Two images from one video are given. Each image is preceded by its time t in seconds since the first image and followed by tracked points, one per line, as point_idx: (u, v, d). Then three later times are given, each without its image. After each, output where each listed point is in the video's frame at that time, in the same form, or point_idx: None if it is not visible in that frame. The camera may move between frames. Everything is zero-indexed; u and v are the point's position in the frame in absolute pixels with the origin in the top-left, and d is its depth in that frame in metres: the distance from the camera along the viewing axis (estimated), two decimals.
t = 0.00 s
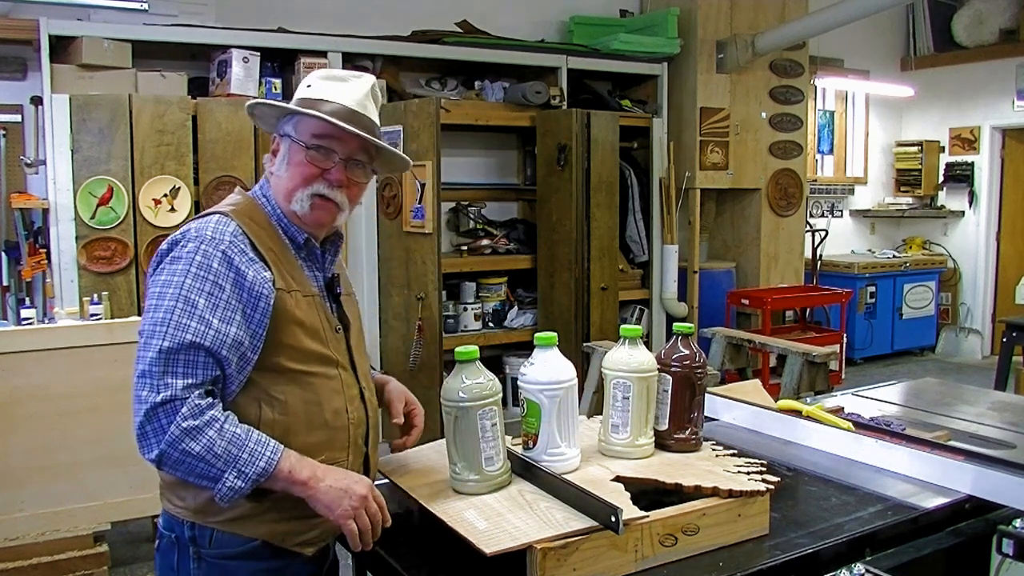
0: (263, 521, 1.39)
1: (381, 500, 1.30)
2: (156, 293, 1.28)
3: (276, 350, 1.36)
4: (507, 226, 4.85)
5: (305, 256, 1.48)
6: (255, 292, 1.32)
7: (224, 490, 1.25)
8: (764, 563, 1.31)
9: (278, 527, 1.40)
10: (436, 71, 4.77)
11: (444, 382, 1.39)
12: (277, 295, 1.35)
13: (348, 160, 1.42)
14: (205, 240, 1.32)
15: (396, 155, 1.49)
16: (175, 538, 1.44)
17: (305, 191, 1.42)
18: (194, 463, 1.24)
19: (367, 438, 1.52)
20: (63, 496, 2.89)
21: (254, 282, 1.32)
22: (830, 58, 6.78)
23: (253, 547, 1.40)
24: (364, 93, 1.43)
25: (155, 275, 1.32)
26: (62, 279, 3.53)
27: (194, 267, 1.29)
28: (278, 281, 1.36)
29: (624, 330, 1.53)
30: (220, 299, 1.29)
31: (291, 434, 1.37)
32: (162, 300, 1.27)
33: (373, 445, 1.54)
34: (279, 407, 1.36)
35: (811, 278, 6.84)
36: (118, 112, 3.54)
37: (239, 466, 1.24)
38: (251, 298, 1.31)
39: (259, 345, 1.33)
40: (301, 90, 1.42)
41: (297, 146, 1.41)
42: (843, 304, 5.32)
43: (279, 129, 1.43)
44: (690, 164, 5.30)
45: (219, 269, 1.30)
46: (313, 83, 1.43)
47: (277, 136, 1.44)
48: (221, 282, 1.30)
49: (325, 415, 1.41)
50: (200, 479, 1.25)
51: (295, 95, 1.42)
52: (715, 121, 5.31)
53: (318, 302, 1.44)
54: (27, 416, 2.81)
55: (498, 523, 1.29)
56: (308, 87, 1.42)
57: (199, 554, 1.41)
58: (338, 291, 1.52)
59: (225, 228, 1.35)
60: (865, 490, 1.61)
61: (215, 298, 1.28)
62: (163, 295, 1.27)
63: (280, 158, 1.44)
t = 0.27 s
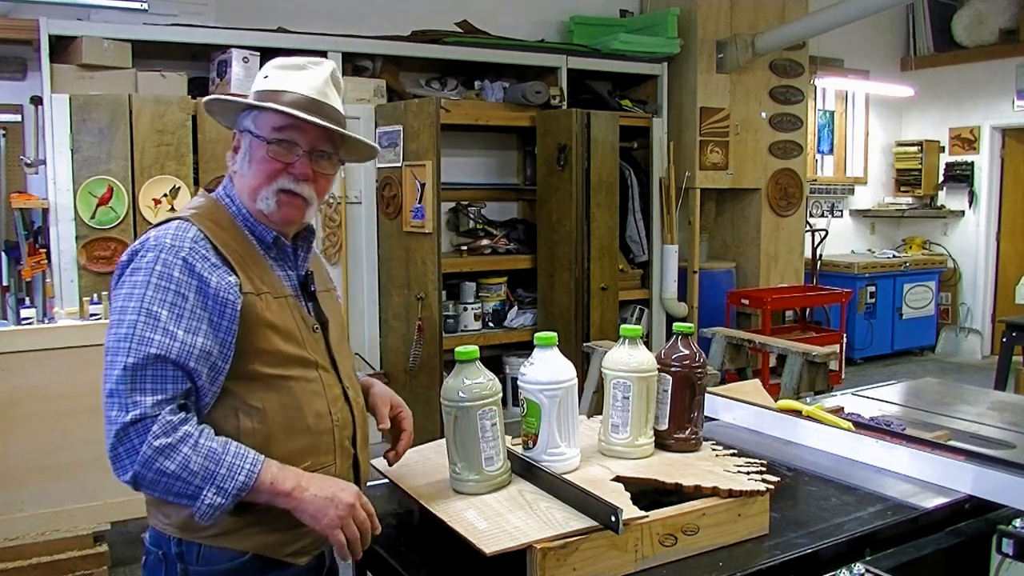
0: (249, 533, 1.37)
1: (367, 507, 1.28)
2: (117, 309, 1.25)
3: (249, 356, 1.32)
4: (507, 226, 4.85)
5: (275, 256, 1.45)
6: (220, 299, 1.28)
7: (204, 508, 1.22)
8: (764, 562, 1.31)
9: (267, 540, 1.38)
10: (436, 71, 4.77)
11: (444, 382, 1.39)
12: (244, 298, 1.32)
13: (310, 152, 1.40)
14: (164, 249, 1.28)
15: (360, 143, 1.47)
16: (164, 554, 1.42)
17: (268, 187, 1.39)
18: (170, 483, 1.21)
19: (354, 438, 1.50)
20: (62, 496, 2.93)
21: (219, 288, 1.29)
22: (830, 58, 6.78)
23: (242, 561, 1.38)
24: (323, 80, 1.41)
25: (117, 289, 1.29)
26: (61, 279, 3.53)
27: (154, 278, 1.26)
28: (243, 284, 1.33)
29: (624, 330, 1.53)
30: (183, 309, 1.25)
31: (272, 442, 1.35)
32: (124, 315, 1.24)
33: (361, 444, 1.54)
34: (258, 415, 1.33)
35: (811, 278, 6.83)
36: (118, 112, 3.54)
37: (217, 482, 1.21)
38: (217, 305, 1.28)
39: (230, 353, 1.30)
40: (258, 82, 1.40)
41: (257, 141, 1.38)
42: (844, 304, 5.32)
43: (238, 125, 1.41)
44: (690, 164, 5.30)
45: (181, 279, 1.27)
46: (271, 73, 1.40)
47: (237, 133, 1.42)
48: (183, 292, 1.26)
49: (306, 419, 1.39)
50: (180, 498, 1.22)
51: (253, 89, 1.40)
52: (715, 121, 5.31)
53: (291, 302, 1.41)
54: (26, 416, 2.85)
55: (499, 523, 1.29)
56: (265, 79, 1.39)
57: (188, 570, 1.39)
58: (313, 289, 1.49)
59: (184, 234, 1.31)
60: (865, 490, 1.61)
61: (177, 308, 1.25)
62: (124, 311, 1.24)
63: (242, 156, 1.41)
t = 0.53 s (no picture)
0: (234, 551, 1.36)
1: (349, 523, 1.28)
2: (81, 330, 1.23)
3: (226, 372, 1.31)
4: (507, 226, 4.85)
5: (248, 260, 1.44)
6: (191, 315, 1.25)
7: (177, 535, 1.20)
8: (764, 562, 1.31)
9: (252, 555, 1.37)
10: (436, 71, 4.77)
11: (443, 381, 1.39)
12: (217, 311, 1.30)
13: (279, 149, 1.40)
14: (130, 266, 1.25)
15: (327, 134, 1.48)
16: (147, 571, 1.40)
17: (239, 188, 1.39)
18: (141, 510, 1.20)
19: (337, 447, 1.51)
20: (61, 496, 2.94)
21: (189, 304, 1.26)
22: (830, 58, 6.78)
23: None
24: (288, 70, 1.41)
25: (83, 305, 1.26)
26: (62, 279, 3.53)
27: (119, 298, 1.23)
28: (215, 297, 1.30)
29: (624, 330, 1.53)
30: (150, 328, 1.23)
31: (254, 457, 1.33)
32: (89, 336, 1.21)
33: (345, 451, 1.53)
34: (238, 431, 1.32)
35: (811, 278, 6.83)
36: (118, 112, 3.54)
37: (191, 508, 1.20)
38: (187, 322, 1.25)
39: (203, 371, 1.27)
40: (221, 78, 1.39)
41: (226, 142, 1.38)
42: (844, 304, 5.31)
43: (203, 126, 1.40)
44: (690, 164, 5.29)
45: (148, 296, 1.24)
46: (232, 68, 1.39)
47: (202, 135, 1.41)
48: (150, 310, 1.23)
49: (289, 431, 1.38)
50: (152, 525, 1.21)
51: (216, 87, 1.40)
52: (715, 121, 5.31)
53: (267, 310, 1.39)
54: (25, 417, 2.86)
55: (499, 523, 1.29)
56: (227, 74, 1.39)
57: None
58: (289, 293, 1.48)
59: (151, 246, 1.28)
60: (865, 490, 1.61)
61: (144, 328, 1.22)
62: (89, 333, 1.21)
63: (208, 159, 1.41)
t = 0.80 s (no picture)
0: (227, 556, 1.35)
1: (358, 513, 1.25)
2: (71, 342, 1.22)
3: (215, 380, 1.31)
4: (507, 226, 4.85)
5: (236, 263, 1.44)
6: (180, 324, 1.26)
7: (181, 541, 1.20)
8: (764, 562, 1.31)
9: (245, 560, 1.37)
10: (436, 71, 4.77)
11: (443, 381, 1.39)
12: (206, 320, 1.30)
13: (268, 147, 1.40)
14: (117, 275, 1.25)
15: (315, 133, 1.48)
16: None
17: (228, 189, 1.39)
18: (142, 520, 1.20)
19: (330, 450, 1.51)
20: (61, 496, 2.95)
21: (178, 312, 1.26)
22: (830, 58, 6.78)
23: None
24: (272, 65, 1.40)
25: (71, 316, 1.26)
26: (62, 278, 3.54)
27: (107, 308, 1.23)
28: (203, 305, 1.31)
29: (624, 330, 1.53)
30: (140, 337, 1.23)
31: (247, 465, 1.34)
32: (80, 348, 1.21)
33: (336, 455, 1.54)
34: (229, 439, 1.32)
35: (811, 278, 6.83)
36: (118, 112, 3.54)
37: (193, 513, 1.20)
38: (178, 330, 1.26)
39: (194, 379, 1.28)
40: (203, 76, 1.39)
41: (212, 141, 1.38)
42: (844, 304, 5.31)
43: (187, 127, 1.40)
44: (690, 164, 5.29)
45: (137, 305, 1.24)
46: (213, 64, 1.39)
47: (187, 136, 1.41)
48: (139, 319, 1.24)
49: (280, 438, 1.38)
50: (154, 535, 1.21)
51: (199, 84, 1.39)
52: (715, 121, 5.31)
53: (257, 314, 1.40)
54: (25, 417, 2.88)
55: (499, 524, 1.29)
56: (208, 71, 1.38)
57: None
58: (277, 296, 1.48)
59: (137, 253, 1.28)
60: (865, 490, 1.61)
61: (135, 337, 1.22)
62: (79, 345, 1.21)
63: (195, 160, 1.40)
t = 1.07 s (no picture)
0: (229, 548, 1.36)
1: (345, 508, 1.25)
2: (69, 335, 1.25)
3: (212, 372, 1.32)
4: (507, 226, 4.84)
5: (236, 261, 1.45)
6: (174, 317, 1.27)
7: (171, 529, 1.22)
8: (764, 562, 1.31)
9: (246, 553, 1.37)
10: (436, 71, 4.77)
11: (443, 381, 1.39)
12: (202, 314, 1.31)
13: (286, 160, 1.39)
14: (114, 270, 1.27)
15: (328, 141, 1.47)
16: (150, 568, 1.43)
17: (245, 202, 1.38)
18: (133, 508, 1.22)
19: (332, 444, 1.51)
20: (61, 496, 2.99)
21: (172, 306, 1.27)
22: (830, 58, 6.78)
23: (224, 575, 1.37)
24: (288, 81, 1.41)
25: (72, 310, 1.29)
26: (62, 279, 3.54)
27: (102, 302, 1.25)
28: (198, 298, 1.32)
29: (624, 330, 1.53)
30: (134, 331, 1.24)
31: (245, 456, 1.35)
32: (77, 339, 1.23)
33: (340, 448, 1.54)
34: (227, 431, 1.33)
35: (811, 278, 6.83)
36: (118, 112, 3.54)
37: (182, 502, 1.22)
38: (171, 324, 1.26)
39: (189, 372, 1.29)
40: (212, 84, 1.37)
41: (228, 154, 1.35)
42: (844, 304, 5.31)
43: (197, 134, 1.36)
44: (690, 164, 5.29)
45: (133, 299, 1.26)
46: (223, 73, 1.38)
47: (196, 142, 1.37)
48: (134, 314, 1.25)
49: (279, 431, 1.38)
50: (146, 521, 1.23)
51: (212, 93, 1.36)
52: (715, 121, 5.31)
53: (256, 310, 1.40)
54: (25, 417, 2.91)
55: (499, 523, 1.29)
56: (219, 79, 1.38)
57: None
58: (278, 292, 1.48)
59: (135, 250, 1.30)
60: (866, 490, 1.61)
61: (129, 331, 1.24)
62: (75, 338, 1.24)
63: (206, 166, 1.37)
